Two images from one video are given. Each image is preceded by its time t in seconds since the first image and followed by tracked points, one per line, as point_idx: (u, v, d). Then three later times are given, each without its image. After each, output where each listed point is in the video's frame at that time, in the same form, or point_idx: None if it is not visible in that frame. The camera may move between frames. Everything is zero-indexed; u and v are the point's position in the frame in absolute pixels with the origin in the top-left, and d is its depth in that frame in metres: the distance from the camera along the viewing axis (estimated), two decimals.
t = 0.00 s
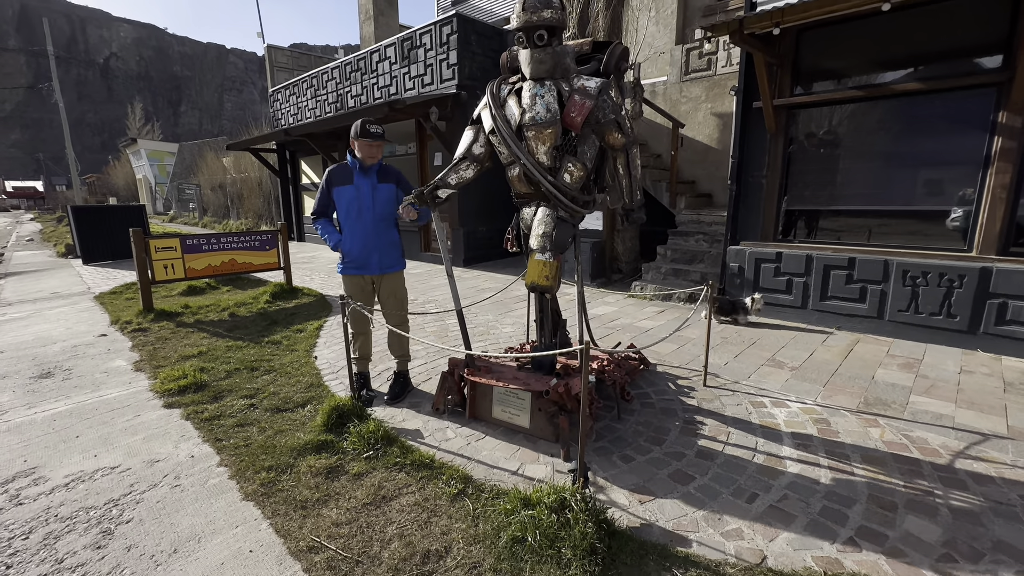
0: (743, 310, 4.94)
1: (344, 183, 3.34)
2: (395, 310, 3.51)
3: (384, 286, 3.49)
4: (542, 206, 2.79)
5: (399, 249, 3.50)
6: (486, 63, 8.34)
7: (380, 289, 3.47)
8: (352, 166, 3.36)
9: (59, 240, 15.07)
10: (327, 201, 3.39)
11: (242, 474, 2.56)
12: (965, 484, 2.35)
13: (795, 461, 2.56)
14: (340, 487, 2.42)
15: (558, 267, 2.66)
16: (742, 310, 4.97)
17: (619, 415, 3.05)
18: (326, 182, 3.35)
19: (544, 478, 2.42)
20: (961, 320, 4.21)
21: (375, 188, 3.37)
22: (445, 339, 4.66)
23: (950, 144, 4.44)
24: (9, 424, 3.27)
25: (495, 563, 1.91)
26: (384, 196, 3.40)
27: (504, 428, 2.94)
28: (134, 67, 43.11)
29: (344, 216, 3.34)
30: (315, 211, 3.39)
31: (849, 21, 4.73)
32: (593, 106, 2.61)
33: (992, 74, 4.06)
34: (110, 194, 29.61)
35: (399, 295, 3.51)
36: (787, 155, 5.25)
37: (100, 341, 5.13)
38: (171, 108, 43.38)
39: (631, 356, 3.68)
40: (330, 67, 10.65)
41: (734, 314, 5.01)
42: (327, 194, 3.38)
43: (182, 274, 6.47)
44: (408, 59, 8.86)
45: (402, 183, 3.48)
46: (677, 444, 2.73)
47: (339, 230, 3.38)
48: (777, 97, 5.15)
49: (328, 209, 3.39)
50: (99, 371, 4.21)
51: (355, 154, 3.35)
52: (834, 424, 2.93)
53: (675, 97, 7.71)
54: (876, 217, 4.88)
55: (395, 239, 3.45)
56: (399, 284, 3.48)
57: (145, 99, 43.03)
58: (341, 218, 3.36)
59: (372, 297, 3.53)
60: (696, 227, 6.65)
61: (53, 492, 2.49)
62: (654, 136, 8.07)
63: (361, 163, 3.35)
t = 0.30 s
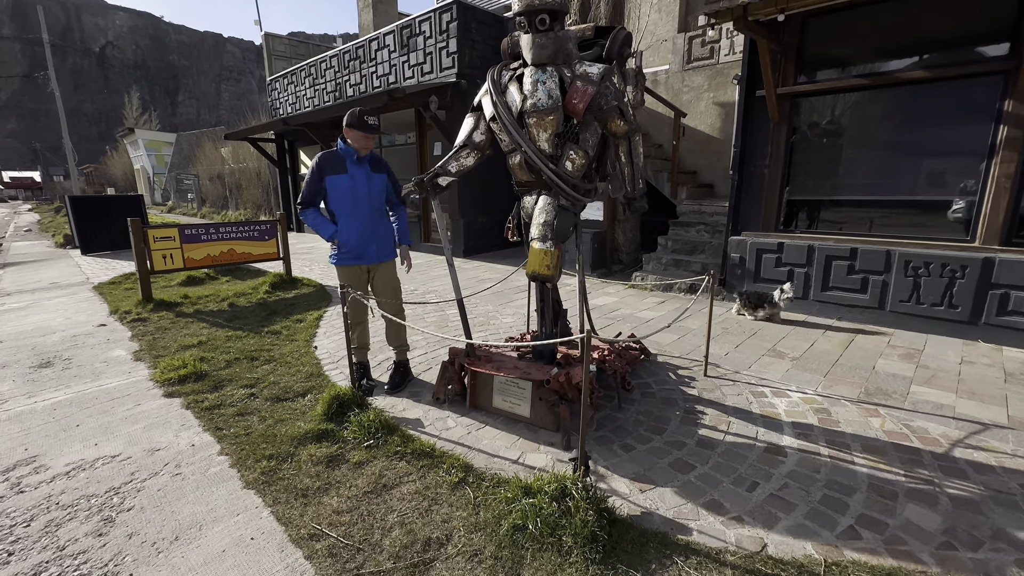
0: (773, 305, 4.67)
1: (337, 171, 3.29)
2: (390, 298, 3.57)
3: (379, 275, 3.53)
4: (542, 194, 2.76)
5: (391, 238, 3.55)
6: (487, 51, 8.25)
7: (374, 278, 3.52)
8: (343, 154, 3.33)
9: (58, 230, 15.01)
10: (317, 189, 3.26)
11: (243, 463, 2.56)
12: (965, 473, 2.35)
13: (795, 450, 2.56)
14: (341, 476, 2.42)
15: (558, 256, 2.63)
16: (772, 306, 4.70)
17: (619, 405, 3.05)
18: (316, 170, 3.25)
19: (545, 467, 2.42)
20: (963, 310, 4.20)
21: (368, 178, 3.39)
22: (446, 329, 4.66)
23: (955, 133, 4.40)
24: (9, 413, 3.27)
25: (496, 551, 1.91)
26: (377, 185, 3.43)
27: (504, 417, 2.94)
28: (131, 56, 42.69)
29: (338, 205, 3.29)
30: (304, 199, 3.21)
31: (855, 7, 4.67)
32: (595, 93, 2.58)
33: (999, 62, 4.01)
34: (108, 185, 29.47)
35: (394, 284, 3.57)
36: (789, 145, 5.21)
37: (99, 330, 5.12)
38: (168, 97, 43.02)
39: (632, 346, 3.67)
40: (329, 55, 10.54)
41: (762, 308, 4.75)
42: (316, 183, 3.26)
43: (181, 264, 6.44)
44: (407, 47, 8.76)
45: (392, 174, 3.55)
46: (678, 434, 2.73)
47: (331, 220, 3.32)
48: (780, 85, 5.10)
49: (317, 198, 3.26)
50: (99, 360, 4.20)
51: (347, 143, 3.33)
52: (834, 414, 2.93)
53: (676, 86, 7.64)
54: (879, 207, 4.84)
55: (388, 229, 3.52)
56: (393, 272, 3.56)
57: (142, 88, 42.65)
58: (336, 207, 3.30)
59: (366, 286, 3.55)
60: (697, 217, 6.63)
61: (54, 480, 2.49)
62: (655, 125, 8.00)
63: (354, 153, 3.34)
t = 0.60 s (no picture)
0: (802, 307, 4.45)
1: (333, 166, 3.29)
2: (387, 287, 3.61)
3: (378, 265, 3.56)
4: (543, 187, 2.75)
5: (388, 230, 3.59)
6: (486, 43, 8.19)
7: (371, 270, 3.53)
8: (336, 148, 3.32)
9: (56, 223, 14.96)
10: (312, 186, 3.26)
11: (244, 455, 2.58)
12: (962, 465, 2.37)
13: (793, 442, 2.57)
14: (341, 468, 2.44)
15: (558, 249, 2.63)
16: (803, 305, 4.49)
17: (619, 397, 3.06)
18: (311, 166, 3.23)
19: (544, 459, 2.44)
20: (962, 304, 4.21)
21: (363, 171, 3.40)
22: (446, 322, 4.67)
23: (956, 127, 4.38)
24: (10, 405, 3.28)
25: (496, 541, 1.93)
26: (373, 178, 3.45)
27: (503, 409, 2.96)
28: (128, 47, 42.36)
29: (335, 200, 3.30)
30: (301, 196, 3.20)
31: None
32: (596, 85, 2.57)
33: (1001, 54, 3.99)
34: (106, 178, 29.36)
35: (391, 274, 3.60)
36: (790, 138, 5.19)
37: (100, 323, 5.13)
38: (166, 89, 42.75)
39: (632, 339, 3.69)
40: (327, 47, 10.46)
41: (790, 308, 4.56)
42: (311, 179, 3.26)
43: (180, 257, 6.43)
44: (406, 39, 8.70)
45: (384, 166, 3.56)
46: (677, 426, 2.74)
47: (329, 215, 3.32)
48: (782, 78, 5.07)
49: (313, 194, 3.27)
50: (100, 353, 4.21)
51: (340, 137, 3.32)
52: (833, 407, 2.94)
53: (677, 78, 7.59)
54: (879, 201, 4.83)
55: (385, 221, 3.55)
56: (390, 263, 3.59)
57: (139, 80, 42.36)
58: (333, 202, 3.31)
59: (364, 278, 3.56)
60: (697, 211, 6.61)
61: (57, 472, 2.50)
62: (655, 118, 7.97)
63: (348, 146, 3.34)
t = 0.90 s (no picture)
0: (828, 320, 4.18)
1: (330, 163, 3.29)
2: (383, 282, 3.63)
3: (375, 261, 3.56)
4: (542, 183, 2.75)
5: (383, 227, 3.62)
6: (486, 38, 8.16)
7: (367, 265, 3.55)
8: (332, 145, 3.32)
9: (54, 219, 14.92)
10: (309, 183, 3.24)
11: (245, 451, 2.58)
12: (959, 461, 2.38)
13: (792, 438, 2.58)
14: (342, 464, 2.45)
15: (558, 246, 2.63)
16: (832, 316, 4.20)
17: (618, 394, 3.07)
18: (308, 162, 3.22)
19: (544, 455, 2.45)
20: (960, 301, 4.22)
21: (360, 169, 3.42)
22: (446, 318, 4.68)
23: (955, 123, 4.38)
24: (11, 401, 3.28)
25: (495, 537, 1.94)
26: (369, 176, 3.47)
27: (503, 406, 2.97)
28: (125, 42, 42.14)
29: (332, 197, 3.29)
30: (299, 192, 3.17)
31: None
32: (596, 81, 2.56)
33: (1001, 51, 3.99)
34: (104, 174, 29.25)
35: (386, 270, 3.63)
36: (790, 135, 5.18)
37: (99, 319, 5.13)
38: (164, 84, 42.57)
39: (631, 336, 3.69)
40: (326, 42, 10.42)
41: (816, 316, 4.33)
42: (309, 176, 3.24)
43: (180, 253, 6.42)
44: (405, 34, 8.66)
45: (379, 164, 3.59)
46: (676, 423, 2.75)
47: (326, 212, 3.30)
48: (782, 74, 5.06)
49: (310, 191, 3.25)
50: (100, 349, 4.21)
51: (336, 134, 3.32)
52: (831, 403, 2.96)
53: (677, 74, 7.57)
54: (878, 198, 4.83)
55: (381, 218, 3.57)
56: (386, 259, 3.61)
57: (137, 75, 42.14)
58: (331, 199, 3.30)
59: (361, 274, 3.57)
60: (697, 207, 6.61)
61: (58, 468, 2.51)
62: (655, 114, 7.95)
63: (344, 144, 3.34)
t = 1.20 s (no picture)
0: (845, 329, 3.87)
1: (331, 160, 3.29)
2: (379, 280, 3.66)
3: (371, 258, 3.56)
4: (541, 181, 2.74)
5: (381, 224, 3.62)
6: (484, 35, 8.14)
7: (364, 262, 3.56)
8: (334, 143, 3.32)
9: (52, 217, 14.87)
10: (310, 179, 3.24)
11: (243, 449, 2.58)
12: (956, 458, 2.38)
13: (789, 436, 2.59)
14: (340, 462, 2.45)
15: (557, 244, 2.62)
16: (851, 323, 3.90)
17: (616, 391, 3.08)
18: (310, 159, 3.23)
19: (542, 453, 2.45)
20: (958, 299, 4.23)
21: (361, 166, 3.42)
22: (444, 316, 4.67)
23: (954, 121, 4.38)
24: (8, 399, 3.28)
25: (493, 534, 1.94)
26: (369, 174, 3.48)
27: (501, 403, 2.97)
28: (122, 39, 41.98)
29: (332, 193, 3.29)
30: (299, 187, 3.16)
31: None
32: (594, 79, 2.55)
33: (1001, 48, 3.98)
34: (102, 171, 29.16)
35: (382, 268, 3.63)
36: (789, 132, 5.18)
37: (97, 317, 5.11)
38: (162, 82, 42.44)
39: (629, 334, 3.69)
40: (324, 39, 10.38)
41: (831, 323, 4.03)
42: (310, 172, 3.23)
43: (178, 251, 6.40)
44: (404, 31, 8.63)
45: (381, 163, 3.59)
46: (674, 420, 2.75)
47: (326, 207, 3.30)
48: (781, 71, 5.05)
49: (311, 186, 3.25)
50: (98, 347, 4.20)
51: (338, 132, 3.33)
52: (829, 401, 2.96)
53: (676, 72, 7.56)
54: (877, 195, 4.83)
55: (380, 216, 3.57)
56: (383, 256, 3.61)
57: (135, 72, 41.98)
58: (331, 195, 3.30)
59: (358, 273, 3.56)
60: (696, 205, 6.60)
61: (56, 466, 2.50)
62: (654, 112, 7.94)
63: (346, 142, 3.35)
